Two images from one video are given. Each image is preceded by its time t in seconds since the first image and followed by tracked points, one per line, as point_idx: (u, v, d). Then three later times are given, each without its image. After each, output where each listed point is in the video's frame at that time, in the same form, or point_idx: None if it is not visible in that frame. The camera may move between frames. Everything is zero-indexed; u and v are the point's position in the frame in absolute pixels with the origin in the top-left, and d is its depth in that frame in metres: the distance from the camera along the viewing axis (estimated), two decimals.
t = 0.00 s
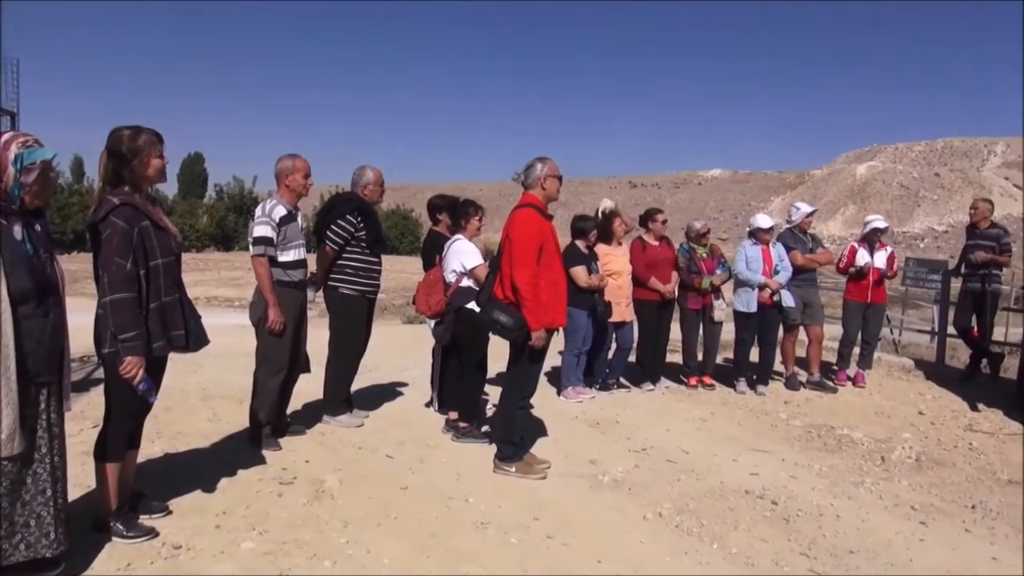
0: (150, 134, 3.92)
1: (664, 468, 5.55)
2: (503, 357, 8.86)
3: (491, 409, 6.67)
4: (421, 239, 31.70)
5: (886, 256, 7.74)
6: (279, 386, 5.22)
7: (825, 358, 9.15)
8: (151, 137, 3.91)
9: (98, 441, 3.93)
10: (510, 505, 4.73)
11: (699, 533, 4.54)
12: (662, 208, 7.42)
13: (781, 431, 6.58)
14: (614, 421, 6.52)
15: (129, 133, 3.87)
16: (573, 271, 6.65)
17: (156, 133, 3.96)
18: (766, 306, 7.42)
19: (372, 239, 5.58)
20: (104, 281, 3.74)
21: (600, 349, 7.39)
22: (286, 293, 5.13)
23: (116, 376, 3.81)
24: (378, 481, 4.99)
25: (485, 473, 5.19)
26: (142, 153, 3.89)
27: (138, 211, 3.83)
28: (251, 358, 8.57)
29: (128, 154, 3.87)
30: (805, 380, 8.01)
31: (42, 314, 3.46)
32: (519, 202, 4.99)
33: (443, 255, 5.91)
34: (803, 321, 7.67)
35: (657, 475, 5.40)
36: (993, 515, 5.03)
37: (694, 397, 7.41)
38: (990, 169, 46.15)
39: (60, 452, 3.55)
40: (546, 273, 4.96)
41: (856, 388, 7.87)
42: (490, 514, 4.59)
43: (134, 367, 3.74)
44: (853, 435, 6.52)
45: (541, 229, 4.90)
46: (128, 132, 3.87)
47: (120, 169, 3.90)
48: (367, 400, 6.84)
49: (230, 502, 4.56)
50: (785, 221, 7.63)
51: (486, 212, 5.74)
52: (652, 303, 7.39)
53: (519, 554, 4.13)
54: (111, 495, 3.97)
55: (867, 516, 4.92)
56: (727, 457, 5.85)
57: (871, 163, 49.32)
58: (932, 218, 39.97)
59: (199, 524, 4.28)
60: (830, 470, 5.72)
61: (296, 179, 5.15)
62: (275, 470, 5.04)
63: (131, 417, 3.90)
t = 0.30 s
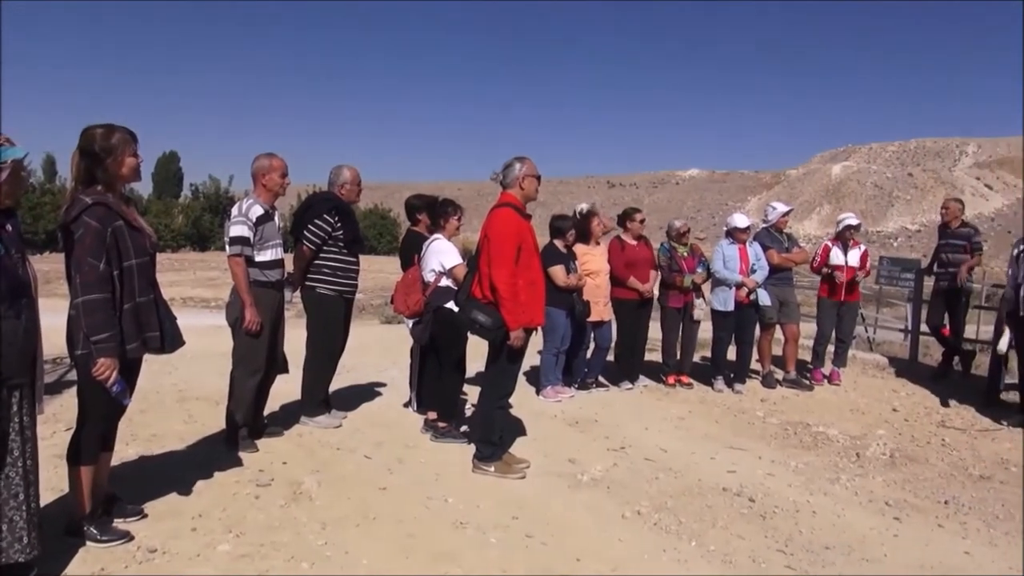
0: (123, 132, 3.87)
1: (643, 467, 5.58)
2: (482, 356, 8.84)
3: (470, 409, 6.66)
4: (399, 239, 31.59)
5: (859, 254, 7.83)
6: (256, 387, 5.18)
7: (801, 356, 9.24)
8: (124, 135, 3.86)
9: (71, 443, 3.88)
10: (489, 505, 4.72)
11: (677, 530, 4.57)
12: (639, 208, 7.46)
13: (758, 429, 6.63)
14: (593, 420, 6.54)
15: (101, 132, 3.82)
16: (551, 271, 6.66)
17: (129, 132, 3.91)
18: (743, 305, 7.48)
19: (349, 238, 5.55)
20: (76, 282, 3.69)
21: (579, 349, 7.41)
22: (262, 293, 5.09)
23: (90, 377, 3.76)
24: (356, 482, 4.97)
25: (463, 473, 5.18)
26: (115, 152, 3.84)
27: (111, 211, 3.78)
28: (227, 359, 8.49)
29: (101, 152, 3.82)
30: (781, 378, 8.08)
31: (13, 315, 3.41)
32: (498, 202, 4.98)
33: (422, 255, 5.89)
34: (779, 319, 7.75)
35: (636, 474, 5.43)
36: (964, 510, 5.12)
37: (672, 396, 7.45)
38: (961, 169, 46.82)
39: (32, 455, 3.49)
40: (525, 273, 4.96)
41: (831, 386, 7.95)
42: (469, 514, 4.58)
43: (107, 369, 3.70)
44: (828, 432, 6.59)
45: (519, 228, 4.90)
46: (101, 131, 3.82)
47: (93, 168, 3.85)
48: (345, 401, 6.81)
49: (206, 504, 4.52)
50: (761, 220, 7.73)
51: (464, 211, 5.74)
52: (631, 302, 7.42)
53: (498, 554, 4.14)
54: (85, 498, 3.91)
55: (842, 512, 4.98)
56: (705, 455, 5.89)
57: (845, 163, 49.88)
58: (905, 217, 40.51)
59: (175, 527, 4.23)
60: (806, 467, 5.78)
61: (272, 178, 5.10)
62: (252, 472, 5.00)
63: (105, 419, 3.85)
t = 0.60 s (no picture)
0: (99, 131, 3.81)
1: (624, 465, 5.60)
2: (463, 357, 8.83)
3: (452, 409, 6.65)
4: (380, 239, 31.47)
5: (834, 252, 7.91)
6: (235, 388, 5.13)
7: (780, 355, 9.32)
8: (100, 134, 3.81)
9: (47, 446, 3.83)
10: (470, 505, 4.72)
11: (658, 529, 4.59)
12: (620, 208, 7.49)
13: (738, 427, 6.68)
14: (575, 419, 6.55)
15: (77, 131, 3.77)
16: (532, 271, 6.66)
17: (106, 130, 3.86)
18: (723, 305, 7.54)
19: (329, 238, 5.52)
20: (52, 283, 3.65)
21: (560, 348, 7.42)
22: (241, 293, 5.05)
23: (65, 379, 3.72)
24: (337, 483, 4.94)
25: (445, 473, 5.17)
26: (91, 151, 3.79)
27: (87, 211, 3.74)
28: (206, 360, 8.42)
29: (77, 151, 3.77)
30: (761, 377, 8.14)
31: None
32: (479, 202, 4.98)
33: (402, 255, 5.87)
34: (758, 318, 7.81)
35: (617, 473, 5.45)
36: (940, 506, 5.19)
37: (653, 395, 7.48)
38: (937, 169, 47.41)
39: (7, 457, 3.44)
40: (506, 273, 4.96)
41: (810, 385, 8.02)
42: (451, 514, 4.57)
43: (83, 371, 3.65)
44: (807, 430, 6.65)
45: (500, 228, 4.90)
46: (77, 130, 3.77)
47: (69, 168, 3.80)
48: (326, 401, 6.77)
49: (185, 507, 4.48)
50: (740, 220, 7.78)
51: (444, 211, 5.74)
52: (612, 301, 7.45)
53: (480, 553, 4.13)
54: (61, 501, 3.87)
55: (821, 509, 5.02)
56: (685, 454, 5.92)
57: (824, 163, 50.31)
58: (882, 217, 40.94)
59: (153, 530, 4.19)
60: (786, 465, 5.83)
61: (251, 178, 5.07)
62: (232, 474, 4.95)
63: (82, 421, 3.81)
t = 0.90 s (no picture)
0: (66, 129, 3.75)
1: (599, 464, 5.62)
2: (438, 356, 8.81)
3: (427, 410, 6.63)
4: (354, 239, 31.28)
5: (802, 251, 8.01)
6: (207, 390, 5.08)
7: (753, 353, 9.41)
8: (67, 132, 3.74)
9: (15, 451, 3.75)
10: (446, 505, 4.71)
11: (633, 527, 4.62)
12: (596, 207, 7.51)
13: (712, 425, 6.74)
14: (550, 419, 6.57)
15: (43, 129, 3.70)
16: (507, 271, 6.65)
17: (72, 128, 3.79)
18: (697, 304, 7.59)
19: (302, 238, 5.47)
20: (19, 285, 3.58)
21: (535, 348, 7.43)
22: (212, 293, 4.99)
23: (33, 383, 3.64)
24: (311, 485, 4.90)
25: (420, 473, 5.15)
26: (58, 150, 3.73)
27: (54, 211, 3.67)
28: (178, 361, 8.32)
29: (43, 150, 3.70)
30: (734, 375, 8.21)
31: None
32: (453, 202, 4.96)
33: (376, 255, 5.85)
34: (732, 317, 7.88)
35: (592, 471, 5.47)
36: (910, 500, 5.27)
37: (628, 394, 7.52)
38: (906, 169, 48.15)
39: None
40: (480, 272, 4.95)
41: (782, 382, 8.10)
42: (426, 515, 4.56)
43: (52, 373, 3.58)
44: (779, 427, 6.73)
45: (474, 227, 4.89)
46: (43, 128, 3.70)
47: (35, 168, 3.73)
48: (300, 403, 6.71)
49: (156, 511, 4.42)
50: (714, 219, 7.84)
51: (418, 211, 5.72)
52: (587, 301, 7.46)
53: (455, 554, 4.13)
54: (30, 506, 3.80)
55: (794, 506, 5.08)
56: (660, 452, 5.96)
57: (796, 163, 50.87)
58: (853, 217, 41.49)
59: (123, 535, 4.13)
60: (759, 462, 5.89)
61: (222, 177, 5.01)
62: (204, 477, 4.90)
63: (51, 425, 3.74)
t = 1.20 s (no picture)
0: (32, 128, 3.70)
1: (576, 463, 5.63)
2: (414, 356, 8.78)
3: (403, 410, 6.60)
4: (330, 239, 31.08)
5: (772, 251, 8.09)
6: (179, 392, 5.01)
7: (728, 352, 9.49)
8: (34, 131, 3.69)
9: None
10: (422, 505, 4.70)
11: (609, 525, 4.64)
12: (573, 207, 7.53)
13: (687, 423, 6.79)
14: (527, 418, 6.58)
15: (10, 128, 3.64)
16: (483, 271, 6.61)
17: (39, 127, 3.75)
18: (672, 303, 7.64)
19: (275, 238, 5.42)
20: None
21: (511, 347, 7.43)
22: (183, 294, 4.94)
23: None
24: (287, 486, 4.86)
25: (396, 474, 5.13)
26: (25, 149, 3.67)
27: (21, 211, 3.61)
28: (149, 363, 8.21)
29: (9, 149, 3.64)
30: (708, 373, 8.27)
31: None
32: (428, 202, 4.95)
33: (351, 255, 5.82)
34: (706, 315, 7.94)
35: (568, 470, 5.48)
36: (880, 496, 5.35)
37: (604, 392, 7.55)
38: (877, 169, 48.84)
39: None
40: (455, 272, 4.94)
41: (756, 380, 8.18)
42: (402, 516, 4.54)
43: (19, 376, 3.52)
44: (753, 425, 6.79)
45: (449, 226, 4.88)
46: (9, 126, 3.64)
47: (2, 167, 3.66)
48: (274, 404, 6.65)
49: (128, 514, 4.36)
50: (689, 218, 7.90)
51: (393, 211, 5.72)
52: (564, 300, 7.47)
53: (432, 554, 4.12)
54: None
55: (767, 502, 5.13)
56: (636, 450, 5.99)
57: (770, 164, 51.38)
58: (825, 216, 42.00)
59: (94, 540, 4.08)
60: (733, 459, 5.95)
61: (192, 176, 4.95)
62: (177, 480, 4.84)
63: (18, 428, 3.67)
